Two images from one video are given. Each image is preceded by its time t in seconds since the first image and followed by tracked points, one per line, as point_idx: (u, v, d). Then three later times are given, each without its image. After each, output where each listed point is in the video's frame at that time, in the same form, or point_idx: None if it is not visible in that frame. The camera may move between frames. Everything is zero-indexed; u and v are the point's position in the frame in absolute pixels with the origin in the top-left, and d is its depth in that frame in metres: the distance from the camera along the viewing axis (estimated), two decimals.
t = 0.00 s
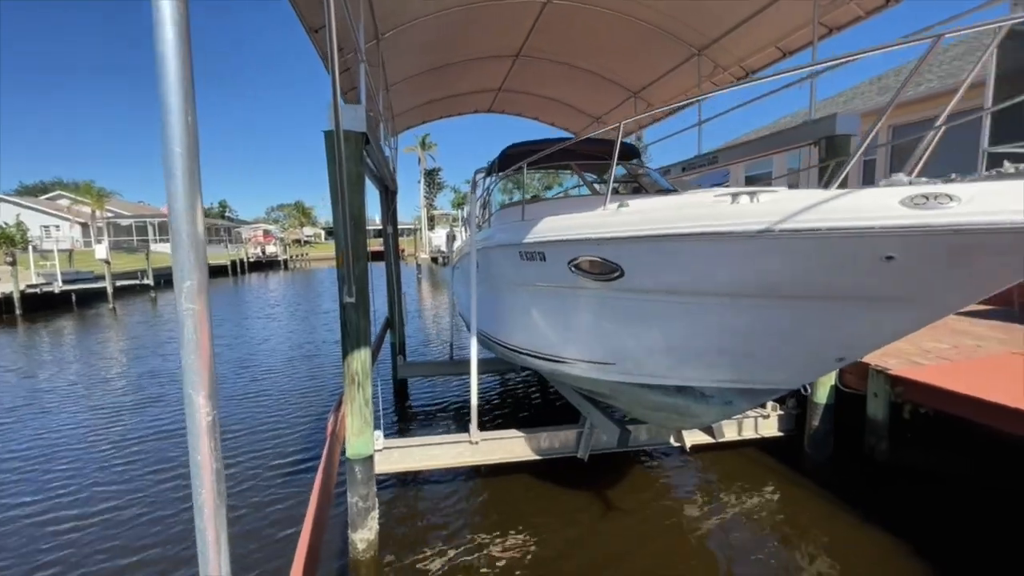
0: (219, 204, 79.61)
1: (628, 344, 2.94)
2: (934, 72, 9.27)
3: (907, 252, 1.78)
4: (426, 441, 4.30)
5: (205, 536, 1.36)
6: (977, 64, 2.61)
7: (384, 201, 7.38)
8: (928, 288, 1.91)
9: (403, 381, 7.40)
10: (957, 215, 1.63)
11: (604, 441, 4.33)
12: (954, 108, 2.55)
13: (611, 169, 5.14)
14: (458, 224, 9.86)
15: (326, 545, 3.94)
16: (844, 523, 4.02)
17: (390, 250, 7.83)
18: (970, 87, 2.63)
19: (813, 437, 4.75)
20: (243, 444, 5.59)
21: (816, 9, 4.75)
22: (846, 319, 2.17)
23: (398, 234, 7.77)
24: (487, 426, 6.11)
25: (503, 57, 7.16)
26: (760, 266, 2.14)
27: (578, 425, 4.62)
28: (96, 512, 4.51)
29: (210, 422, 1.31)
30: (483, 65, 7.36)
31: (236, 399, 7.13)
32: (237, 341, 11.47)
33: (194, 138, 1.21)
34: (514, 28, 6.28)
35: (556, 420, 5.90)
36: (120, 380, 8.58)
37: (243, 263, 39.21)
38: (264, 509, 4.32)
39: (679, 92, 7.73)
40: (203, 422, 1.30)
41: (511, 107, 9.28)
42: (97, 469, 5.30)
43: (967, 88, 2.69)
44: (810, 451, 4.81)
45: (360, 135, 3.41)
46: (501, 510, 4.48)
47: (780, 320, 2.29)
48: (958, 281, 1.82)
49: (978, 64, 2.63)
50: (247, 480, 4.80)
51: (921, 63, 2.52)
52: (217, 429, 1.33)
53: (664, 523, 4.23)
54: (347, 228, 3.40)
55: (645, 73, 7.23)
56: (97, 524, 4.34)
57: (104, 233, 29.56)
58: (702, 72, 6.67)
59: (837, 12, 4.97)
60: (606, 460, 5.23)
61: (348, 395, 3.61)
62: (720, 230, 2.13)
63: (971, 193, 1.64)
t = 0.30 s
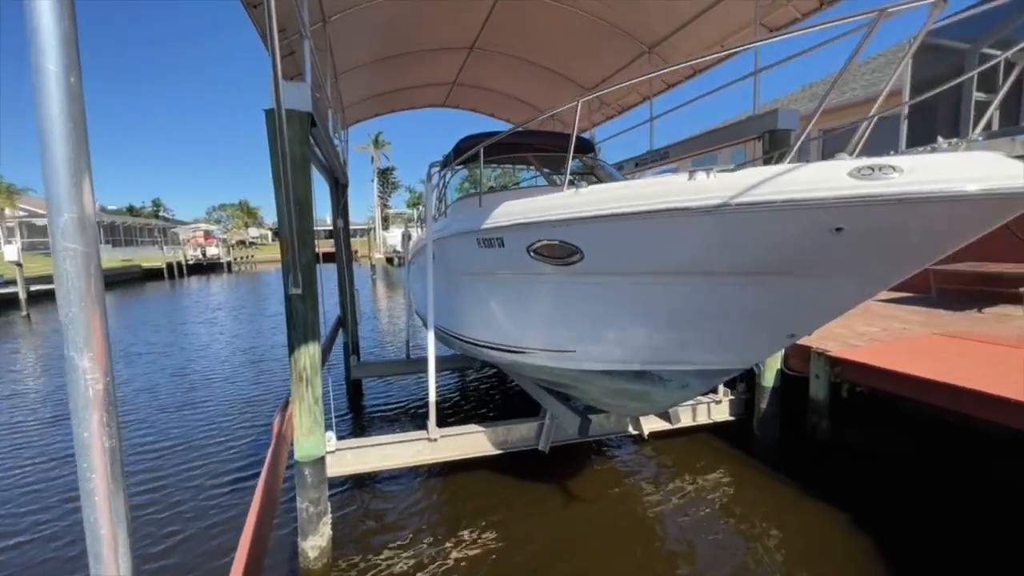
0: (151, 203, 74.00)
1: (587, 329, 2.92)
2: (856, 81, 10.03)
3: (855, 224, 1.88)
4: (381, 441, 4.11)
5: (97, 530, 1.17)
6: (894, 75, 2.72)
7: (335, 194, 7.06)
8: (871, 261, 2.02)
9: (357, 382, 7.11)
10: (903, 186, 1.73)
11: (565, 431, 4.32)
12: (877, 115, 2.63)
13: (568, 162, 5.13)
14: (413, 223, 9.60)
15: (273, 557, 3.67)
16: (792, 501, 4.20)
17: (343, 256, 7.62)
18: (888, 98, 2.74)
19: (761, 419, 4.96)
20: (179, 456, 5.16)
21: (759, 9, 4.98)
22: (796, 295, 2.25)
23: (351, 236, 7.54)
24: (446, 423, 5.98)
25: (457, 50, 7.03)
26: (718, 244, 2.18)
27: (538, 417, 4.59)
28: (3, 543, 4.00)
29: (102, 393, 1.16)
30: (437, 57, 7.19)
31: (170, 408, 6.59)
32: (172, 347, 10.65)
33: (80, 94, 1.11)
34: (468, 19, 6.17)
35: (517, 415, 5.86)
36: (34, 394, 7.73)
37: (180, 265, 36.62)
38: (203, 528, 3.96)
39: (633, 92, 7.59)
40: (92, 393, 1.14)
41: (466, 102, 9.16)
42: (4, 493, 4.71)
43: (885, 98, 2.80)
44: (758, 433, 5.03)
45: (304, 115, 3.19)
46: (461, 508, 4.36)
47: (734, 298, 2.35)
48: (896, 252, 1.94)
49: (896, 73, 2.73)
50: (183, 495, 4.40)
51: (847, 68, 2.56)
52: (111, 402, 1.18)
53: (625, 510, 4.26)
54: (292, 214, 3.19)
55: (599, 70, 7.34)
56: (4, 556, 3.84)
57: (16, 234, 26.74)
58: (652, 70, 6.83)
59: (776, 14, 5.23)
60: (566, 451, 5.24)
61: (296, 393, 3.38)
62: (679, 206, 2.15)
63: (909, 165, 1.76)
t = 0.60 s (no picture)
0: (125, 200, 71.84)
1: (572, 315, 2.88)
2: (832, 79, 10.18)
3: (841, 196, 1.91)
4: (363, 435, 4.01)
5: (26, 490, 1.04)
6: (867, 73, 2.53)
7: (314, 185, 6.91)
8: (855, 236, 2.03)
9: (339, 378, 6.97)
10: (886, 156, 1.77)
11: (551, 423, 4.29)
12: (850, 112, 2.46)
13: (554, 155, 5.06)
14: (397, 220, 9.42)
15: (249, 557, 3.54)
16: (777, 490, 4.22)
17: (323, 256, 7.48)
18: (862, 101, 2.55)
19: (744, 408, 5.00)
20: (153, 456, 4.98)
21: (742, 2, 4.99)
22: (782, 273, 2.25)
23: (332, 234, 7.37)
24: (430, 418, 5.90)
25: (440, 40, 6.92)
26: (706, 220, 2.18)
27: (523, 409, 4.54)
28: None
29: (32, 334, 1.03)
30: (419, 47, 7.05)
31: (143, 408, 6.37)
32: (145, 346, 10.31)
33: (7, 25, 1.01)
34: (451, 9, 6.06)
35: (502, 408, 5.81)
36: None
37: (154, 264, 35.57)
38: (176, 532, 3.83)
39: (617, 84, 7.48)
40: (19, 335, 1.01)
41: (449, 95, 9.05)
42: None
43: (861, 99, 2.62)
44: (742, 422, 5.07)
45: (281, 95, 3.08)
46: (445, 502, 4.29)
47: (721, 277, 2.34)
48: (880, 226, 1.96)
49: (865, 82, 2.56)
50: (156, 498, 4.24)
51: (810, 75, 2.40)
52: (47, 344, 1.06)
53: (611, 501, 4.25)
54: (269, 197, 3.09)
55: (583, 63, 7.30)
56: None
57: None
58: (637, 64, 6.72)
59: (760, 8, 5.25)
60: (552, 444, 5.22)
61: (273, 384, 3.26)
62: (667, 182, 2.15)
63: (893, 136, 1.79)
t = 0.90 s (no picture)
0: (114, 194, 70.85)
1: (568, 301, 2.85)
2: (826, 70, 10.15)
3: (840, 172, 1.89)
4: (356, 424, 3.99)
5: None
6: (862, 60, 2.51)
7: (306, 174, 6.82)
8: (853, 214, 2.03)
9: (332, 370, 6.93)
10: (887, 129, 1.76)
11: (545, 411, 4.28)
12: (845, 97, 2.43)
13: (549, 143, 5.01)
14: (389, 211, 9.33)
15: (242, 547, 3.52)
16: (771, 478, 4.24)
17: (316, 249, 7.41)
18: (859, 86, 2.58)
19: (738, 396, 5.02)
20: (144, 449, 4.91)
21: None
22: (779, 253, 2.24)
23: (324, 225, 7.27)
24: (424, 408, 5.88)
25: (432, 28, 6.80)
26: (705, 199, 2.16)
27: (518, 398, 4.53)
28: None
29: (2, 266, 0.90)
30: (411, 35, 6.94)
31: (134, 402, 6.29)
32: (135, 341, 10.18)
33: None
34: None
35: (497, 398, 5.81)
36: None
37: (143, 258, 35.16)
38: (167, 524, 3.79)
39: (611, 73, 7.41)
40: None
41: (442, 85, 8.94)
42: None
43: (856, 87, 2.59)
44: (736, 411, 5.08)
45: (270, 76, 3.00)
46: (439, 491, 4.28)
47: (719, 259, 2.32)
48: (878, 203, 1.96)
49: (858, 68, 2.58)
50: (146, 490, 4.19)
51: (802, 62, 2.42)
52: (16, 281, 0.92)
53: (605, 489, 4.25)
54: (259, 182, 3.02)
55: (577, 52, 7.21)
56: None
57: None
58: (631, 52, 6.66)
59: None
60: (546, 433, 5.22)
61: (265, 371, 3.22)
62: (664, 160, 2.13)
63: (892, 110, 1.79)
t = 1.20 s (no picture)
0: (103, 183, 69.85)
1: (563, 287, 2.82)
2: (823, 57, 10.07)
3: (840, 152, 1.88)
4: (351, 412, 3.97)
5: None
6: (861, 44, 2.48)
7: (299, 162, 6.72)
8: (852, 196, 2.02)
9: (327, 359, 6.90)
10: (888, 107, 1.75)
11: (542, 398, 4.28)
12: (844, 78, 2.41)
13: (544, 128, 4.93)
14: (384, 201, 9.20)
15: (237, 534, 3.52)
16: (765, 464, 4.28)
17: (310, 238, 7.34)
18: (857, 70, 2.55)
19: (732, 383, 5.05)
20: (139, 439, 4.90)
21: None
22: (775, 237, 2.23)
23: (318, 215, 7.18)
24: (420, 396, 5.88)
25: (425, 12, 6.66)
26: (703, 181, 2.14)
27: (513, 386, 4.53)
28: None
29: None
30: (404, 19, 6.80)
31: (126, 393, 6.25)
32: (128, 332, 10.09)
33: None
34: None
35: (493, 386, 5.81)
36: None
37: (135, 248, 34.82)
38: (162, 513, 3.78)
39: (607, 60, 7.31)
40: None
41: (436, 72, 8.80)
42: None
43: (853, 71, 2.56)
44: (730, 398, 5.12)
45: (260, 58, 2.92)
46: (435, 477, 4.30)
47: (715, 242, 2.31)
48: (877, 184, 1.95)
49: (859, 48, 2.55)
50: (140, 480, 4.18)
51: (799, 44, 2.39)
52: None
53: (600, 475, 4.28)
54: (250, 166, 2.97)
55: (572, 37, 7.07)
56: None
57: None
58: (627, 37, 6.56)
59: None
60: (541, 420, 5.24)
61: (258, 359, 3.19)
62: (662, 141, 2.11)
63: (893, 89, 1.77)
